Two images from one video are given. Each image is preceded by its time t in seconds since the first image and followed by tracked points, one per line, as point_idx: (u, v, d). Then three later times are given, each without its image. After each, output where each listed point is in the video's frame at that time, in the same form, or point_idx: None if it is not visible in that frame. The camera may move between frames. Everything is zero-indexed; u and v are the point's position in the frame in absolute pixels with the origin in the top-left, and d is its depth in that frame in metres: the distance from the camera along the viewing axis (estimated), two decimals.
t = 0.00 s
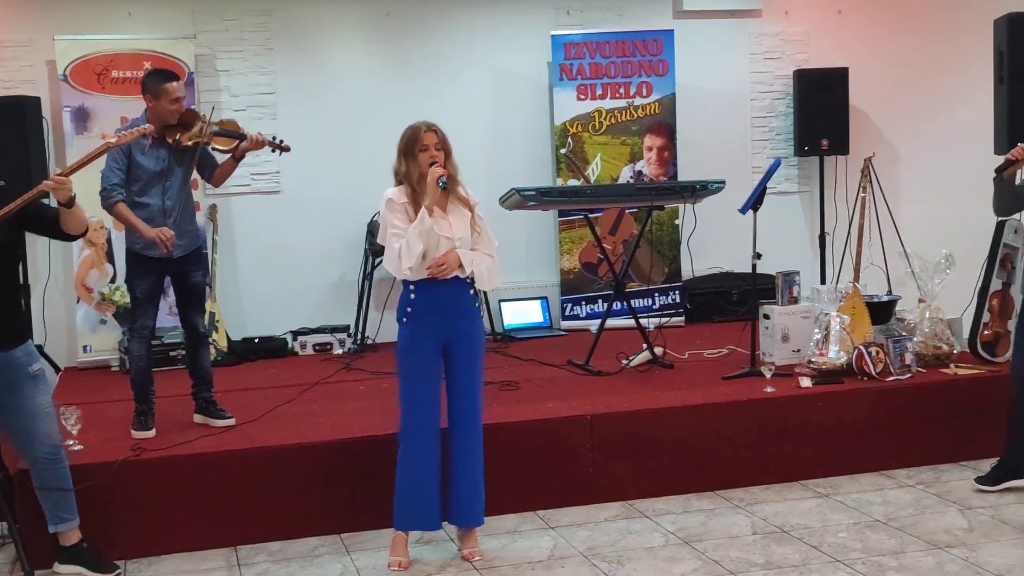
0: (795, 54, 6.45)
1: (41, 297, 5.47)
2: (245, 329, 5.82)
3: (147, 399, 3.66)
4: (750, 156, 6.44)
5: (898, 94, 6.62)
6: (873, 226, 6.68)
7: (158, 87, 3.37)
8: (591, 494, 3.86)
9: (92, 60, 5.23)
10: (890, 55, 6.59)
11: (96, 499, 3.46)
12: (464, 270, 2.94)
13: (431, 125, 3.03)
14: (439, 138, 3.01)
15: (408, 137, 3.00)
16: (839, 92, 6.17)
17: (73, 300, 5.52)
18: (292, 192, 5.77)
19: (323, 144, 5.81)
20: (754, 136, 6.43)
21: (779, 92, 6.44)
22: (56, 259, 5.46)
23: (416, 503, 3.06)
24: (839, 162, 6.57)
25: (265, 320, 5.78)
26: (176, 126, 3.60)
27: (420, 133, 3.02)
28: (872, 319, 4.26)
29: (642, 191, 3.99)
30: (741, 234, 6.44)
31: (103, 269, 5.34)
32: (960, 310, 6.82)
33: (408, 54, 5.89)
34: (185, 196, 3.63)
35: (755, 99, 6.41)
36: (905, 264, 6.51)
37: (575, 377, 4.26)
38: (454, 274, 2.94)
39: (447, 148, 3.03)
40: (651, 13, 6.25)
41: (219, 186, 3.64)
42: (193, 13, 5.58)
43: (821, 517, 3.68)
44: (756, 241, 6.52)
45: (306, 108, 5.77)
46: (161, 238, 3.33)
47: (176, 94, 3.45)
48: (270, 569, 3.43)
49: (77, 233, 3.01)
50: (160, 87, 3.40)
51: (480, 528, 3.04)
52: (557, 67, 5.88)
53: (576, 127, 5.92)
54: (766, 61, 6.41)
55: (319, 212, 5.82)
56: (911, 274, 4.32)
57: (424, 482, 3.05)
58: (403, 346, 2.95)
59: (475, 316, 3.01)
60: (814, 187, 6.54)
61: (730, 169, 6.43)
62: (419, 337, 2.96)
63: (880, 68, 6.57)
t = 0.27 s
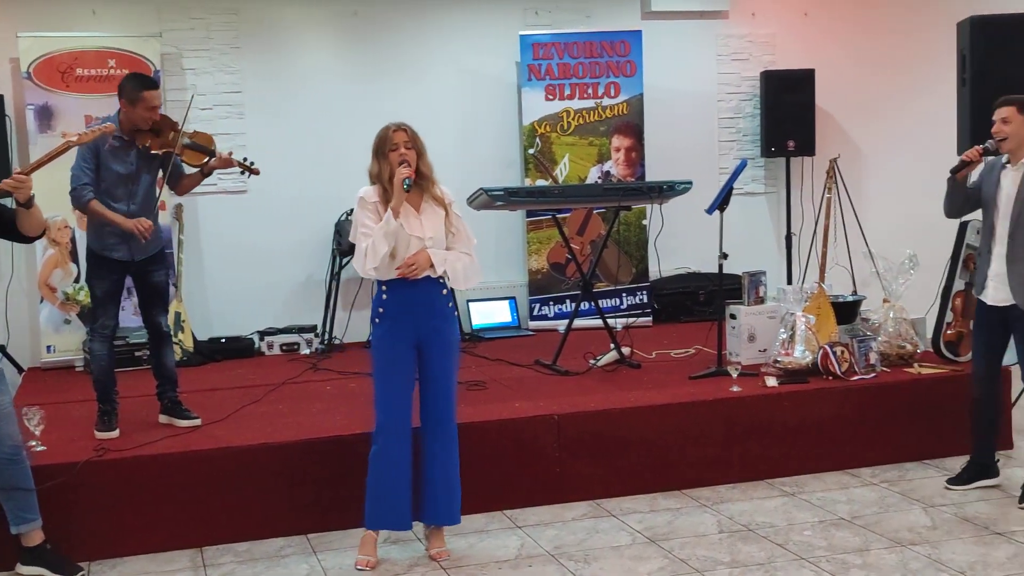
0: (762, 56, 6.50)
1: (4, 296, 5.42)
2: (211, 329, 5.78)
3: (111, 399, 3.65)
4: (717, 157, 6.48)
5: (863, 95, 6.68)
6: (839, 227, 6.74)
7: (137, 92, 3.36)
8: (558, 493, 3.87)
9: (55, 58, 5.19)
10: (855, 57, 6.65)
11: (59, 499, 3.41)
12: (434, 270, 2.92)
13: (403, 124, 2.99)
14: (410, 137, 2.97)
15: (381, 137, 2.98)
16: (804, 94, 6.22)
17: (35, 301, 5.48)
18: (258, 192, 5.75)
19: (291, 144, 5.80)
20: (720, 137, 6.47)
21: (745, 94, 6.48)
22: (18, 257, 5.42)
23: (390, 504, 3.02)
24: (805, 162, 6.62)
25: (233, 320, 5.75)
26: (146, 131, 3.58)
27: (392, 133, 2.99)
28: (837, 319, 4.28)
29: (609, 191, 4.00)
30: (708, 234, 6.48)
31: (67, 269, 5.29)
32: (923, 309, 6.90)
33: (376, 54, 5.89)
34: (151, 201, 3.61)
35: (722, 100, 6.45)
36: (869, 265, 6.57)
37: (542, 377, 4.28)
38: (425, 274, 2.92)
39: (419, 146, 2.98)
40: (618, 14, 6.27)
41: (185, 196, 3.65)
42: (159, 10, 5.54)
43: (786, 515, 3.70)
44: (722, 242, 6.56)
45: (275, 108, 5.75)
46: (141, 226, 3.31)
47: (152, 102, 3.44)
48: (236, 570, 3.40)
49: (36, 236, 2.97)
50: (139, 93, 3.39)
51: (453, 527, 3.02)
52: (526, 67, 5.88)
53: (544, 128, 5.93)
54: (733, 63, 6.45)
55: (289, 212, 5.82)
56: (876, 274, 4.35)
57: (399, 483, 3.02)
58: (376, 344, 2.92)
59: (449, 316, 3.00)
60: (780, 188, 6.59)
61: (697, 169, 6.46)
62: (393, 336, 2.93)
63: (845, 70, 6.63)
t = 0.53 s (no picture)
0: (730, 57, 6.52)
1: None
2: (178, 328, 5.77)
3: (76, 398, 3.60)
4: (686, 157, 6.50)
5: (832, 96, 6.72)
6: (806, 227, 6.80)
7: (110, 90, 3.35)
8: (527, 492, 3.86)
9: (20, 54, 5.15)
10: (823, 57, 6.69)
11: (22, 500, 3.37)
12: (398, 270, 2.90)
13: (372, 122, 2.98)
14: (378, 135, 2.96)
15: (349, 135, 2.97)
16: (772, 95, 6.27)
17: None
18: (224, 190, 5.73)
19: (260, 142, 5.79)
20: (689, 137, 6.50)
21: (714, 94, 6.51)
22: None
23: (357, 504, 3.00)
24: (773, 163, 6.66)
25: (200, 319, 5.74)
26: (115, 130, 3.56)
27: (360, 131, 2.97)
28: (804, 319, 4.32)
29: (578, 191, 4.00)
30: (676, 235, 6.50)
31: (31, 267, 5.25)
32: (889, 309, 6.98)
33: (345, 53, 5.89)
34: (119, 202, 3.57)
35: (691, 100, 6.47)
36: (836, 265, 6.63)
37: (513, 377, 4.27)
38: (388, 274, 2.91)
39: (387, 143, 2.97)
40: (587, 14, 6.28)
41: (148, 198, 3.66)
42: (125, 7, 5.51)
43: (753, 514, 3.72)
44: (691, 241, 6.58)
45: (245, 105, 5.74)
46: (107, 232, 3.34)
47: (125, 101, 3.42)
48: (203, 570, 3.36)
49: None
50: (111, 91, 3.38)
51: (419, 527, 3.02)
52: (495, 67, 5.90)
53: (513, 127, 5.94)
54: (702, 63, 6.47)
55: (260, 209, 5.81)
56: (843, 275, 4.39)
57: (366, 482, 3.00)
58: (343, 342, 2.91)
59: (417, 315, 2.98)
60: (748, 188, 6.62)
61: (665, 170, 6.48)
62: (359, 334, 2.91)
63: (813, 71, 6.67)
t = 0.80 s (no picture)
0: (702, 55, 6.53)
1: None
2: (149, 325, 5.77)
3: (44, 394, 3.55)
4: (658, 156, 6.53)
5: (803, 95, 6.76)
6: (778, 226, 6.84)
7: (81, 81, 3.33)
8: (499, 490, 3.85)
9: None
10: (795, 57, 6.72)
11: None
12: (360, 268, 2.91)
13: (339, 117, 2.97)
14: (344, 130, 2.95)
15: (316, 130, 2.97)
16: (744, 94, 6.29)
17: None
18: (195, 187, 5.72)
19: (231, 139, 5.78)
20: (662, 136, 6.52)
21: (687, 93, 6.52)
22: None
23: (323, 500, 3.00)
24: (745, 162, 6.69)
25: (170, 315, 5.73)
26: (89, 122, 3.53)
27: (327, 126, 2.97)
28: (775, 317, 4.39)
29: (550, 189, 4.00)
30: (649, 233, 6.53)
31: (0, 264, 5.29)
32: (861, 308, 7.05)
33: (317, 49, 5.88)
34: (89, 196, 3.53)
35: (664, 99, 6.49)
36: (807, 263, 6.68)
37: (484, 374, 4.27)
38: (352, 271, 2.92)
39: (353, 139, 2.97)
40: (560, 12, 6.29)
41: (117, 194, 3.58)
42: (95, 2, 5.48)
43: (723, 511, 3.72)
44: (663, 240, 6.60)
45: (217, 101, 5.72)
46: (52, 233, 3.26)
47: (97, 91, 3.40)
48: (172, 569, 3.31)
49: None
50: (83, 81, 3.36)
51: (384, 523, 3.03)
52: (468, 64, 5.89)
53: (486, 124, 5.94)
54: (674, 62, 6.49)
55: (234, 205, 5.81)
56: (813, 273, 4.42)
57: (332, 478, 3.00)
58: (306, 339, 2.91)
59: (381, 313, 2.99)
60: (721, 187, 6.65)
61: (638, 168, 6.50)
62: (322, 331, 2.92)
63: (785, 71, 6.71)
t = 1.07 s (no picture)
0: (680, 53, 6.55)
1: None
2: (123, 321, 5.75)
3: (16, 389, 3.50)
4: (636, 153, 6.54)
5: (779, 93, 6.80)
6: (754, 223, 6.87)
7: (48, 67, 3.32)
8: (475, 486, 3.83)
9: None
10: (772, 55, 6.75)
11: None
12: (323, 262, 2.90)
13: (304, 110, 2.99)
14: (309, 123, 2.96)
15: (281, 123, 2.98)
16: (720, 92, 6.32)
17: None
18: (170, 183, 5.72)
19: (207, 134, 5.76)
20: (639, 133, 6.53)
21: (664, 90, 6.54)
22: None
23: (288, 496, 2.99)
24: (722, 159, 6.72)
25: (145, 310, 5.72)
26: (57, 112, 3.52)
27: (292, 119, 2.98)
28: (750, 314, 4.42)
29: (528, 184, 4.01)
30: (625, 230, 6.54)
31: None
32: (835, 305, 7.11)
33: (294, 44, 5.87)
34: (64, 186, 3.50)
35: (641, 96, 6.51)
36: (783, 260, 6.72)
37: (461, 370, 4.27)
38: (314, 267, 2.91)
39: (318, 132, 2.99)
40: (538, 8, 6.29)
41: (91, 183, 3.49)
42: None
43: (699, 507, 3.71)
44: (640, 236, 6.62)
45: (192, 95, 5.70)
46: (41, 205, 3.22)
47: (65, 78, 3.38)
48: (145, 566, 3.23)
49: None
50: (50, 68, 3.34)
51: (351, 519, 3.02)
52: (446, 60, 5.88)
53: (464, 121, 5.93)
54: (652, 59, 6.50)
55: (210, 202, 5.80)
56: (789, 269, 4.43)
57: (297, 475, 2.99)
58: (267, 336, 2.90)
59: (343, 308, 2.98)
60: (698, 184, 6.67)
61: (615, 165, 6.52)
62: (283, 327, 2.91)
63: (762, 69, 6.74)
